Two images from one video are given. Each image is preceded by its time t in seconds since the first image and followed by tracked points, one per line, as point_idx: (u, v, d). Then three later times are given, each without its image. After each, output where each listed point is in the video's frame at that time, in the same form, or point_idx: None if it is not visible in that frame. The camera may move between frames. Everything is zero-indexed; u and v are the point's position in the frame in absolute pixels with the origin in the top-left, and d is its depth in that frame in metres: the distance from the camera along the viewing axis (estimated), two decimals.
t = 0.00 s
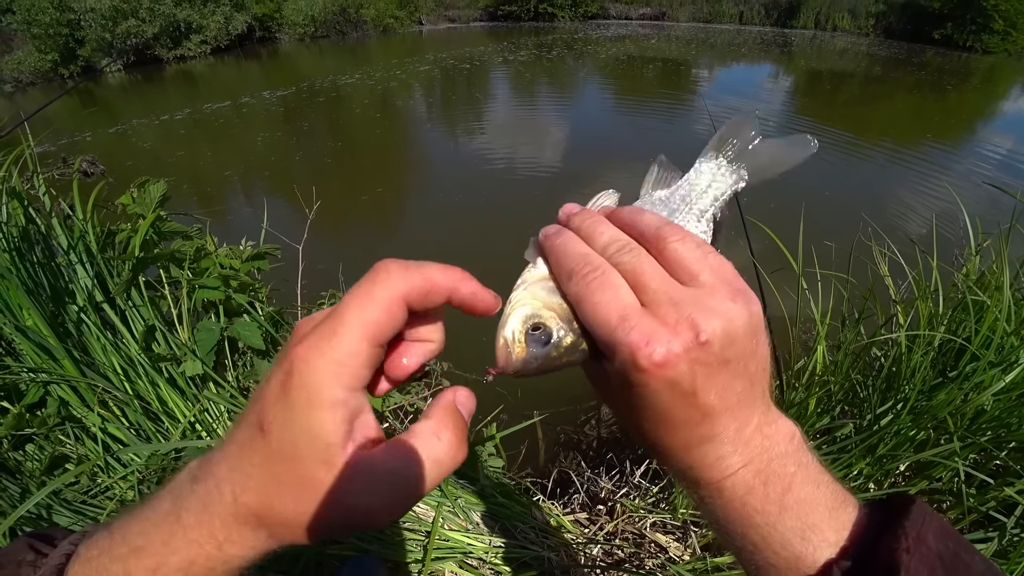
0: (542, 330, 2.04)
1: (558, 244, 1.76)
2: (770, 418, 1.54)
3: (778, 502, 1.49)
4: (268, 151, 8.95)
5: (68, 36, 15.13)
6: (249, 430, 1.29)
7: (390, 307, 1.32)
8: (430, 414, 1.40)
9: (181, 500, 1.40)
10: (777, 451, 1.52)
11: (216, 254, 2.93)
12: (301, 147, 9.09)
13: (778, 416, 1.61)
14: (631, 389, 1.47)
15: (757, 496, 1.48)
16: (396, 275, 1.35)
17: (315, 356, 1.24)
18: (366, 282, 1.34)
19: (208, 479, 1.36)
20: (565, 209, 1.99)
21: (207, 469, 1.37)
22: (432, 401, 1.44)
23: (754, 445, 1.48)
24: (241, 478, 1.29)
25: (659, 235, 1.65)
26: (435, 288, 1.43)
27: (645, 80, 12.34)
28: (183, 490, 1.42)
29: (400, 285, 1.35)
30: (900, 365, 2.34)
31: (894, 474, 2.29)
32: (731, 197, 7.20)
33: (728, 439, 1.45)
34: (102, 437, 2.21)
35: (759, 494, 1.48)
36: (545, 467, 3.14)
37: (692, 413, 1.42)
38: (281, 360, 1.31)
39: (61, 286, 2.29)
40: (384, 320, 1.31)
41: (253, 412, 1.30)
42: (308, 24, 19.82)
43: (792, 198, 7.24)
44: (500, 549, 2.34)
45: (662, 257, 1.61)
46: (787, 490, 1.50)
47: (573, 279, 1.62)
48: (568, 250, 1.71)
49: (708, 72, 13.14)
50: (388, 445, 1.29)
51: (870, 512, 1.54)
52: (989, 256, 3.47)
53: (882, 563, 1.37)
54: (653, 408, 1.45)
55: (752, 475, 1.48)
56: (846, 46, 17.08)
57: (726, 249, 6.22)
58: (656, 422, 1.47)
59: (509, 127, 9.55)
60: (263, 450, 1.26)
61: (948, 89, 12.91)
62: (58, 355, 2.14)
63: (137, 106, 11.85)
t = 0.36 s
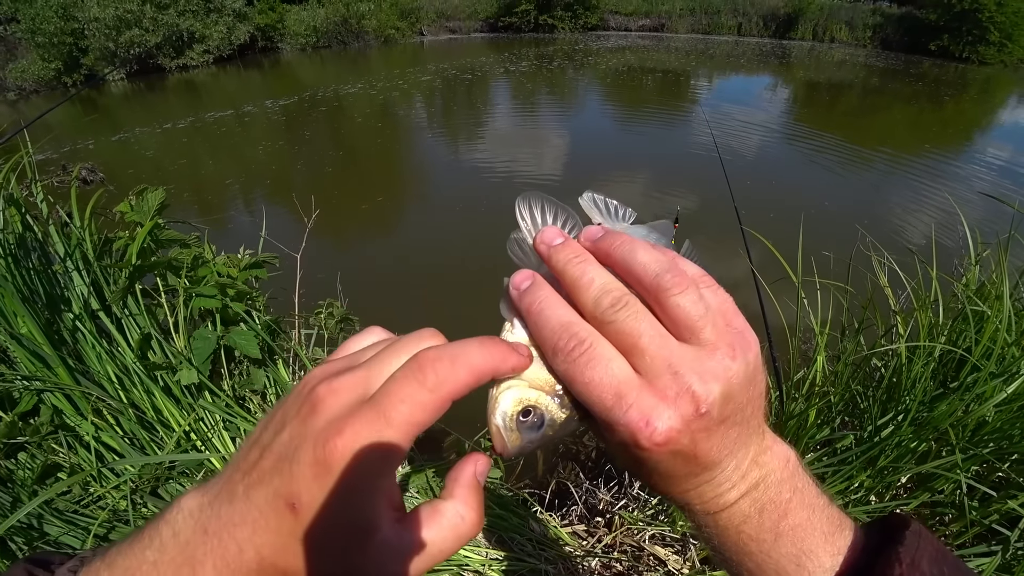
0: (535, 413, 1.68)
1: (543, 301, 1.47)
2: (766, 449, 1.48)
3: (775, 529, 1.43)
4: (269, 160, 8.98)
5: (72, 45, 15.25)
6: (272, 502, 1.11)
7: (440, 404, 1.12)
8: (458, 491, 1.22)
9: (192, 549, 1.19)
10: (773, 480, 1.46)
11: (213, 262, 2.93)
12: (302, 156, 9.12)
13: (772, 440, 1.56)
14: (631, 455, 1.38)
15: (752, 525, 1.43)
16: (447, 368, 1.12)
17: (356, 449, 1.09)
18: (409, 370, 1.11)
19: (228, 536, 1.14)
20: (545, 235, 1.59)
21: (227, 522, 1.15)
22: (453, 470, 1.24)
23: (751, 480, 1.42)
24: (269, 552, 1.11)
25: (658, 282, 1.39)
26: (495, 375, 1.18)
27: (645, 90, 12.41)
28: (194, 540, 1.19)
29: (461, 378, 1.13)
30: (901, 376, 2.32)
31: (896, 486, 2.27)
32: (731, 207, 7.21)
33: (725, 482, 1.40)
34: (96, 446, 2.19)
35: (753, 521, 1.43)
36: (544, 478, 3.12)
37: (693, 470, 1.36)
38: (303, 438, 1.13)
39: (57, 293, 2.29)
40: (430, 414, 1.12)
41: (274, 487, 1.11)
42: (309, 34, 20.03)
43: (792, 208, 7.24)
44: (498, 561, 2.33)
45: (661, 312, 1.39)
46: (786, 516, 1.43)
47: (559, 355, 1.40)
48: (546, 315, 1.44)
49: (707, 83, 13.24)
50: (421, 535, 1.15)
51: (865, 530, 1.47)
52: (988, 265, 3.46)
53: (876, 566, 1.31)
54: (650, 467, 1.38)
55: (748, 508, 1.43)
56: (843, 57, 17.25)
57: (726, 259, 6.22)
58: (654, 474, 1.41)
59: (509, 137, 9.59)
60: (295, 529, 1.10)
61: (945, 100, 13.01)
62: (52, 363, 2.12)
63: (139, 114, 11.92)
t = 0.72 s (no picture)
0: (515, 440, 1.62)
1: (516, 318, 1.35)
2: (774, 457, 1.46)
3: (785, 542, 1.44)
4: (270, 164, 9.00)
5: (74, 51, 15.30)
6: (255, 533, 1.11)
7: (416, 454, 1.07)
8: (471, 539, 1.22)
9: (183, 571, 1.21)
10: (784, 490, 1.45)
11: (213, 265, 2.92)
12: (303, 161, 9.13)
13: (781, 444, 1.54)
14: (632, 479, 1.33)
15: (762, 538, 1.43)
16: (425, 416, 1.07)
17: (331, 491, 1.07)
18: (381, 413, 1.06)
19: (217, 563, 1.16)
20: (521, 246, 1.49)
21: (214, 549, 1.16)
22: (478, 522, 1.24)
23: (759, 492, 1.41)
24: None
25: (659, 284, 1.32)
26: (477, 420, 1.13)
27: (644, 94, 12.44)
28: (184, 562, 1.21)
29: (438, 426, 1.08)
30: (904, 377, 2.31)
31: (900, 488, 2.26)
32: (731, 211, 7.21)
33: (730, 499, 1.38)
34: (95, 449, 2.18)
35: (763, 533, 1.43)
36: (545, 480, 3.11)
37: (696, 491, 1.33)
38: (277, 471, 1.10)
39: (56, 296, 2.29)
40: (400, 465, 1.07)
41: (253, 518, 1.11)
42: (310, 39, 20.12)
43: (793, 210, 7.22)
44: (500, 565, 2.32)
45: (663, 318, 1.33)
46: (795, 528, 1.45)
47: (540, 384, 1.31)
48: (521, 339, 1.34)
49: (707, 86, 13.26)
50: (411, 557, 1.21)
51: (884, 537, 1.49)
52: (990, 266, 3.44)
53: None
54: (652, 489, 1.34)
55: (757, 521, 1.42)
56: (843, 60, 17.27)
57: (727, 263, 6.21)
58: (655, 496, 1.37)
59: (509, 140, 9.61)
60: (280, 560, 1.11)
61: (945, 102, 13.01)
62: (51, 366, 2.11)
63: (140, 119, 11.96)
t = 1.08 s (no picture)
0: (510, 435, 1.62)
1: (524, 317, 1.35)
2: (790, 451, 1.48)
3: (801, 536, 1.46)
4: (272, 166, 9.04)
5: (77, 53, 15.37)
6: (265, 534, 1.14)
7: (418, 455, 1.09)
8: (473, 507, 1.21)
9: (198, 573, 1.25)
10: (800, 484, 1.47)
11: (217, 265, 2.94)
12: (306, 162, 9.16)
13: (796, 440, 1.56)
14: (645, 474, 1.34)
15: (777, 531, 1.45)
16: (428, 416, 1.09)
17: (331, 489, 1.09)
18: (384, 414, 1.07)
19: (232, 565, 1.19)
20: (529, 245, 1.49)
21: (227, 550, 1.20)
22: (477, 482, 1.23)
23: (775, 487, 1.42)
24: None
25: (669, 274, 1.35)
26: (479, 418, 1.15)
27: (646, 96, 12.45)
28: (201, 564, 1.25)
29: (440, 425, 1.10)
30: (904, 378, 2.32)
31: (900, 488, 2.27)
32: (733, 212, 7.22)
33: (745, 492, 1.39)
34: (100, 447, 2.19)
35: (777, 528, 1.44)
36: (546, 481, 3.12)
37: (710, 487, 1.34)
38: (280, 471, 1.12)
39: (63, 295, 2.31)
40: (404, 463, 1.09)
41: (262, 519, 1.14)
42: (312, 41, 20.19)
43: (795, 212, 7.23)
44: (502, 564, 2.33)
45: (674, 307, 1.35)
46: (812, 525, 1.46)
47: (545, 388, 1.31)
48: (522, 342, 1.33)
49: (708, 88, 13.27)
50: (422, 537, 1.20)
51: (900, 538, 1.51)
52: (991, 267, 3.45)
53: None
54: (666, 483, 1.35)
55: (772, 515, 1.43)
56: (845, 62, 17.28)
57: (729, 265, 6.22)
58: (671, 492, 1.38)
59: (511, 142, 9.64)
60: (290, 558, 1.14)
61: (947, 104, 13.02)
62: (58, 364, 2.13)
63: (144, 121, 12.01)
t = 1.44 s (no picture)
0: (529, 414, 1.62)
1: (533, 289, 1.41)
2: (797, 444, 1.47)
3: (812, 531, 1.45)
4: (272, 166, 9.05)
5: (77, 53, 15.38)
6: (245, 520, 1.16)
7: (361, 415, 1.06)
8: (453, 503, 1.24)
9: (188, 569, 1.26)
10: (808, 478, 1.46)
11: (217, 265, 2.95)
12: (306, 162, 9.17)
13: (804, 433, 1.56)
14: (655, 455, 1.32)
15: (788, 525, 1.44)
16: (388, 378, 1.07)
17: (302, 467, 1.09)
18: (345, 380, 1.07)
19: (218, 557, 1.22)
20: (536, 233, 1.57)
21: (212, 541, 1.23)
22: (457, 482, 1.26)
23: (783, 480, 1.42)
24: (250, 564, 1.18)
25: (660, 259, 1.40)
26: (442, 388, 1.14)
27: (646, 96, 12.44)
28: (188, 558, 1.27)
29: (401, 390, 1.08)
30: (902, 377, 2.32)
31: (898, 486, 2.27)
32: (732, 212, 7.23)
33: (754, 481, 1.38)
34: (101, 446, 2.20)
35: (787, 523, 1.44)
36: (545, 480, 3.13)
37: (719, 471, 1.32)
38: (259, 454, 1.15)
39: (63, 295, 2.32)
40: (375, 432, 1.09)
41: (242, 505, 1.17)
42: (312, 41, 20.18)
43: (794, 212, 7.24)
44: (501, 563, 2.32)
45: (669, 287, 1.37)
46: (822, 520, 1.46)
47: (565, 349, 1.33)
48: (546, 303, 1.38)
49: (708, 88, 13.29)
50: (405, 532, 1.27)
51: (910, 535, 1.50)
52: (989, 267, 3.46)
53: None
54: (678, 470, 1.33)
55: (783, 509, 1.43)
56: (845, 62, 17.29)
57: (729, 265, 6.22)
58: (680, 479, 1.37)
59: (511, 142, 9.65)
60: (269, 547, 1.15)
61: (947, 104, 13.03)
62: (58, 364, 2.14)
63: (144, 121, 12.03)
